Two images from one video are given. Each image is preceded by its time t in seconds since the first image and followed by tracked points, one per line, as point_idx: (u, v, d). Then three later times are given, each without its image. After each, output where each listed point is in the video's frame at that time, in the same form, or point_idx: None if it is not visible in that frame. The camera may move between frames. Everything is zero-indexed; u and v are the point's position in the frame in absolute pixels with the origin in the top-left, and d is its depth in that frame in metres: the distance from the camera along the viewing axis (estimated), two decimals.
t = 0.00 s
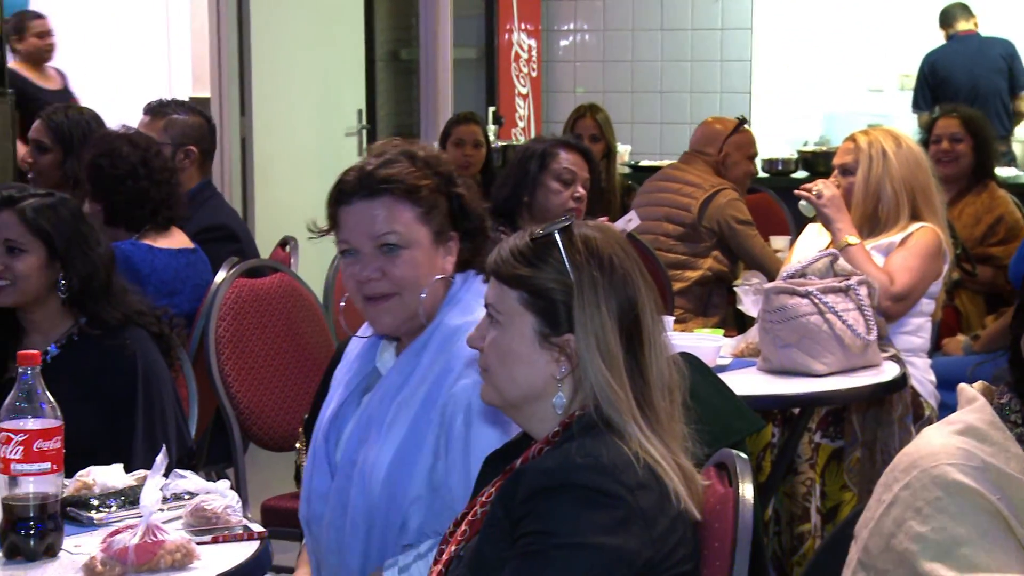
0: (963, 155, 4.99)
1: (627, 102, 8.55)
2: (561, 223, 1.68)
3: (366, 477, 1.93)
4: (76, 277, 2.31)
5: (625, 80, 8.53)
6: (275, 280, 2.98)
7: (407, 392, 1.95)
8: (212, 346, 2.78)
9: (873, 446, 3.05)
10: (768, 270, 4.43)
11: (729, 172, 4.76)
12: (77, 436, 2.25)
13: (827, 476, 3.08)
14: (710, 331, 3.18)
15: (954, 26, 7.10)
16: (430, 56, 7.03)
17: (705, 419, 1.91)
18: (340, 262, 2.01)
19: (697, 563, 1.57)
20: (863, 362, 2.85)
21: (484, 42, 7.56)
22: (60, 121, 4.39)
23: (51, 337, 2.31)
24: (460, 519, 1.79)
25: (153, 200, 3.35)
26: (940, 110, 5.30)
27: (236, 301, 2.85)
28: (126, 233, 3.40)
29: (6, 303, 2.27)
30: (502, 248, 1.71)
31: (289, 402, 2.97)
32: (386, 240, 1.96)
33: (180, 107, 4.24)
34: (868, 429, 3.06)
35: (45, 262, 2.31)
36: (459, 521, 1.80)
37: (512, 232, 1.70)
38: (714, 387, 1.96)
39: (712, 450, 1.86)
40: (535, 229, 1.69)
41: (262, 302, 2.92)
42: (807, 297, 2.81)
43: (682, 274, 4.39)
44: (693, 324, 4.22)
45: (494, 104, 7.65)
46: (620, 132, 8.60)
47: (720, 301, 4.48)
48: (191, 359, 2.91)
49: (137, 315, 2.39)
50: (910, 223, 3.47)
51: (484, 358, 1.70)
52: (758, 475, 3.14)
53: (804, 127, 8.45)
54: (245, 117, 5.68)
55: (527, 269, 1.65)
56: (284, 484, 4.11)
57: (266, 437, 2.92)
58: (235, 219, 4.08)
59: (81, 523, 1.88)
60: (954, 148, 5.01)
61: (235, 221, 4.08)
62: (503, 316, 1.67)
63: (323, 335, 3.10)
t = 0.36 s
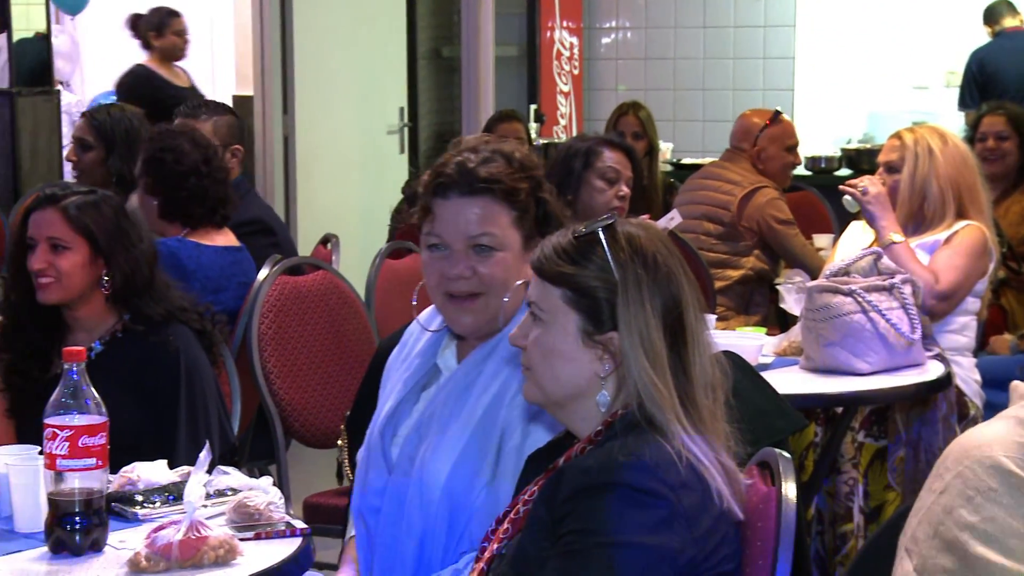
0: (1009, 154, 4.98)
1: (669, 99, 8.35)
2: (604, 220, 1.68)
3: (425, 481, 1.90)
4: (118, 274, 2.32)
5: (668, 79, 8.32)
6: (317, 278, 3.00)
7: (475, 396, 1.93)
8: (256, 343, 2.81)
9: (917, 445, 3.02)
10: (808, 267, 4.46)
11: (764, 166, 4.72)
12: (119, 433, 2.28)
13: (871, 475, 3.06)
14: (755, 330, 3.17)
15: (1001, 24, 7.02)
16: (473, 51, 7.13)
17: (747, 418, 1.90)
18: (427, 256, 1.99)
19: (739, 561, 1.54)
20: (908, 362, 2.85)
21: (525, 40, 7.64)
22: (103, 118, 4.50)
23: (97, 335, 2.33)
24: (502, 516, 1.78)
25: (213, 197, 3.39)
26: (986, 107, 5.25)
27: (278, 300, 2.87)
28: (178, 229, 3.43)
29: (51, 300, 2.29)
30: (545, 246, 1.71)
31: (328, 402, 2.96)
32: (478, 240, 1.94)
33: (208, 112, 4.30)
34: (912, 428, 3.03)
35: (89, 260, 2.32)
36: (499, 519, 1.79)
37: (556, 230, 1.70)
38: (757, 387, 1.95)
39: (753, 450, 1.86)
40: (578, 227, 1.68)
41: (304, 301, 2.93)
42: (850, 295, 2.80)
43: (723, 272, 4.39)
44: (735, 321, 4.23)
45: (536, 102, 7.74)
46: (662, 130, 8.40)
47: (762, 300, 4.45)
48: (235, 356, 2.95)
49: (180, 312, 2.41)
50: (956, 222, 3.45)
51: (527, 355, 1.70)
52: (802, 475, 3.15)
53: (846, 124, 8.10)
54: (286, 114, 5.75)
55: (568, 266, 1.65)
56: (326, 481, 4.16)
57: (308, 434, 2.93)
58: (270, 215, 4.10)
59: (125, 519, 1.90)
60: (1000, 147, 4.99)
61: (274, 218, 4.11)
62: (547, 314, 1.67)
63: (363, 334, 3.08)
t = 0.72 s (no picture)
0: None
1: (716, 97, 8.24)
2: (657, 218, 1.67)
3: (482, 476, 1.92)
4: (164, 270, 2.36)
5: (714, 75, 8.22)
6: (362, 276, 3.03)
7: (532, 391, 1.96)
8: (302, 341, 2.82)
9: (966, 445, 3.03)
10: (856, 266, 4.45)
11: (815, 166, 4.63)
12: (163, 428, 2.27)
13: (918, 475, 3.07)
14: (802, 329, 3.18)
15: None
16: (517, 46, 6.94)
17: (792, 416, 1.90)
18: (491, 254, 2.01)
19: (785, 561, 1.52)
20: (957, 360, 2.85)
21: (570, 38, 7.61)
22: (154, 115, 4.72)
23: (144, 331, 2.36)
24: (547, 514, 1.79)
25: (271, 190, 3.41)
26: None
27: (322, 298, 2.88)
28: (236, 219, 3.48)
29: (99, 296, 2.33)
30: (593, 243, 1.70)
31: (372, 400, 2.96)
32: (544, 239, 1.96)
33: (248, 107, 4.25)
34: (961, 427, 3.03)
35: (135, 256, 2.36)
36: (546, 517, 1.80)
37: (609, 227, 1.69)
38: (804, 385, 1.95)
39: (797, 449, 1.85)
40: (629, 225, 1.68)
41: (349, 297, 2.96)
42: (897, 294, 2.78)
43: (769, 271, 4.44)
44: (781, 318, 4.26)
45: (582, 100, 7.76)
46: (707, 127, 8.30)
47: (808, 298, 4.50)
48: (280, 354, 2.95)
49: (225, 308, 2.43)
50: (1006, 220, 3.44)
51: (581, 354, 1.68)
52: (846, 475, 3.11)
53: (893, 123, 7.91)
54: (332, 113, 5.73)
55: (626, 262, 1.64)
56: (371, 478, 4.20)
57: (352, 432, 2.91)
58: (314, 213, 4.12)
59: (172, 514, 1.91)
60: None
61: (317, 216, 4.13)
62: (605, 313, 1.65)
63: (407, 333, 3.09)
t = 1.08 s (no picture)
0: None
1: (758, 96, 8.23)
2: (715, 217, 1.69)
3: (520, 475, 1.92)
4: (205, 268, 2.36)
5: (757, 74, 8.21)
6: (406, 275, 3.03)
7: (568, 389, 1.94)
8: (346, 339, 2.83)
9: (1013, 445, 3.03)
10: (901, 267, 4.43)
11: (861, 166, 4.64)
12: (209, 423, 2.30)
13: (965, 477, 3.09)
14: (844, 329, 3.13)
15: None
16: (562, 43, 6.82)
17: (834, 415, 1.91)
18: (532, 254, 2.01)
19: (829, 561, 1.51)
20: (1003, 361, 2.84)
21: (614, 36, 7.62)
22: (204, 113, 4.76)
23: (188, 330, 2.38)
24: (590, 515, 1.79)
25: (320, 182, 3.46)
26: None
27: (365, 297, 2.89)
28: (280, 219, 3.50)
29: (142, 297, 2.35)
30: (641, 239, 1.69)
31: (413, 397, 2.95)
32: (586, 240, 1.96)
33: (292, 104, 4.24)
34: (1008, 428, 3.02)
35: (175, 256, 2.37)
36: (587, 518, 1.79)
37: (670, 226, 1.67)
38: (849, 385, 1.97)
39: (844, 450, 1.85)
40: (687, 222, 1.69)
41: (393, 295, 2.96)
42: (944, 293, 2.77)
43: (814, 270, 4.45)
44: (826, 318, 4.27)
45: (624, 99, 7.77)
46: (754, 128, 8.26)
47: (852, 298, 4.49)
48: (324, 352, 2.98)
49: (269, 304, 2.45)
50: None
51: (654, 354, 1.64)
52: (891, 476, 3.11)
53: (941, 121, 7.78)
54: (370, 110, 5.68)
55: (698, 258, 1.64)
56: (415, 476, 4.23)
57: (399, 432, 2.92)
58: (355, 215, 4.13)
59: (217, 513, 1.92)
60: None
61: (360, 218, 4.14)
62: (681, 313, 1.63)
63: (451, 330, 3.09)
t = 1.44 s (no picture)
0: None
1: (806, 96, 8.15)
2: (760, 217, 1.67)
3: (562, 477, 1.91)
4: (243, 266, 2.37)
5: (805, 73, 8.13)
6: (450, 274, 3.03)
7: (611, 391, 1.94)
8: (391, 338, 2.83)
9: None
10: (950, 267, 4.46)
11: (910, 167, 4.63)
12: (256, 422, 2.35)
13: (1015, 477, 3.04)
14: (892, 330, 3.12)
15: None
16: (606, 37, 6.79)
17: (882, 416, 1.91)
18: (575, 256, 2.01)
19: (877, 562, 1.49)
20: None
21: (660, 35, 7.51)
22: (254, 112, 4.77)
23: (230, 326, 2.40)
24: (634, 514, 1.78)
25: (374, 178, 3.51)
26: None
27: (410, 297, 2.90)
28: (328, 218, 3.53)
29: (182, 297, 2.36)
30: (683, 239, 1.68)
31: (458, 397, 2.97)
32: (629, 241, 1.95)
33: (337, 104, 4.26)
34: None
35: (213, 255, 2.38)
36: (632, 517, 1.79)
37: (713, 227, 1.66)
38: (895, 383, 1.95)
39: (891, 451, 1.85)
40: (730, 223, 1.68)
41: (437, 294, 2.97)
42: (994, 294, 2.76)
43: (860, 271, 4.46)
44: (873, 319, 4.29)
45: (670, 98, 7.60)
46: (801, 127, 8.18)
47: (900, 297, 4.50)
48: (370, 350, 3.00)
49: (308, 299, 2.47)
50: None
51: (702, 356, 1.63)
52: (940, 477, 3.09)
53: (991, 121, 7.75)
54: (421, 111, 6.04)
55: (743, 257, 1.62)
56: (460, 476, 4.25)
57: (440, 429, 2.95)
58: (401, 215, 4.15)
59: (263, 510, 1.93)
60: None
61: (405, 219, 4.16)
62: (728, 314, 1.62)
63: (495, 330, 3.09)
